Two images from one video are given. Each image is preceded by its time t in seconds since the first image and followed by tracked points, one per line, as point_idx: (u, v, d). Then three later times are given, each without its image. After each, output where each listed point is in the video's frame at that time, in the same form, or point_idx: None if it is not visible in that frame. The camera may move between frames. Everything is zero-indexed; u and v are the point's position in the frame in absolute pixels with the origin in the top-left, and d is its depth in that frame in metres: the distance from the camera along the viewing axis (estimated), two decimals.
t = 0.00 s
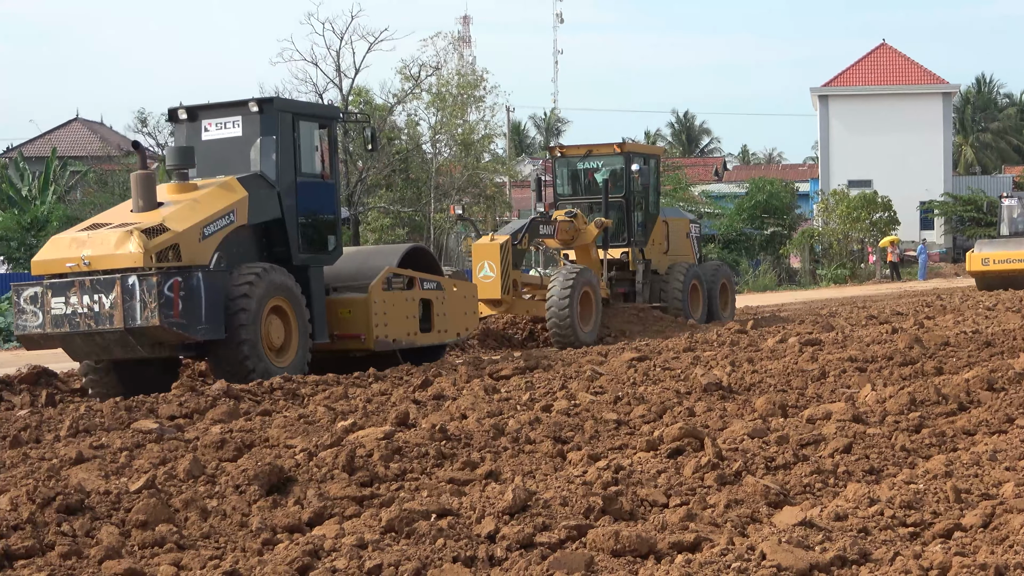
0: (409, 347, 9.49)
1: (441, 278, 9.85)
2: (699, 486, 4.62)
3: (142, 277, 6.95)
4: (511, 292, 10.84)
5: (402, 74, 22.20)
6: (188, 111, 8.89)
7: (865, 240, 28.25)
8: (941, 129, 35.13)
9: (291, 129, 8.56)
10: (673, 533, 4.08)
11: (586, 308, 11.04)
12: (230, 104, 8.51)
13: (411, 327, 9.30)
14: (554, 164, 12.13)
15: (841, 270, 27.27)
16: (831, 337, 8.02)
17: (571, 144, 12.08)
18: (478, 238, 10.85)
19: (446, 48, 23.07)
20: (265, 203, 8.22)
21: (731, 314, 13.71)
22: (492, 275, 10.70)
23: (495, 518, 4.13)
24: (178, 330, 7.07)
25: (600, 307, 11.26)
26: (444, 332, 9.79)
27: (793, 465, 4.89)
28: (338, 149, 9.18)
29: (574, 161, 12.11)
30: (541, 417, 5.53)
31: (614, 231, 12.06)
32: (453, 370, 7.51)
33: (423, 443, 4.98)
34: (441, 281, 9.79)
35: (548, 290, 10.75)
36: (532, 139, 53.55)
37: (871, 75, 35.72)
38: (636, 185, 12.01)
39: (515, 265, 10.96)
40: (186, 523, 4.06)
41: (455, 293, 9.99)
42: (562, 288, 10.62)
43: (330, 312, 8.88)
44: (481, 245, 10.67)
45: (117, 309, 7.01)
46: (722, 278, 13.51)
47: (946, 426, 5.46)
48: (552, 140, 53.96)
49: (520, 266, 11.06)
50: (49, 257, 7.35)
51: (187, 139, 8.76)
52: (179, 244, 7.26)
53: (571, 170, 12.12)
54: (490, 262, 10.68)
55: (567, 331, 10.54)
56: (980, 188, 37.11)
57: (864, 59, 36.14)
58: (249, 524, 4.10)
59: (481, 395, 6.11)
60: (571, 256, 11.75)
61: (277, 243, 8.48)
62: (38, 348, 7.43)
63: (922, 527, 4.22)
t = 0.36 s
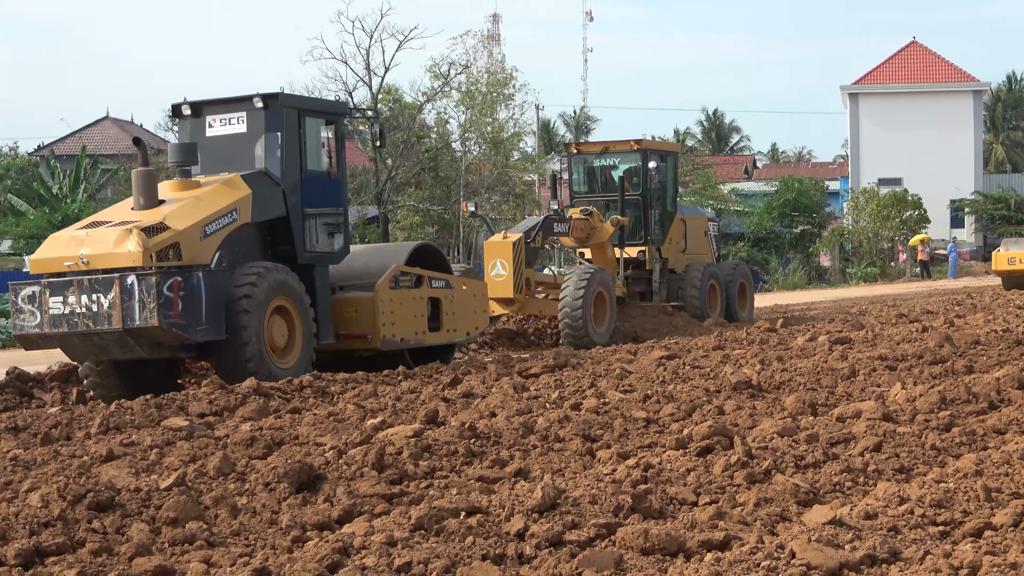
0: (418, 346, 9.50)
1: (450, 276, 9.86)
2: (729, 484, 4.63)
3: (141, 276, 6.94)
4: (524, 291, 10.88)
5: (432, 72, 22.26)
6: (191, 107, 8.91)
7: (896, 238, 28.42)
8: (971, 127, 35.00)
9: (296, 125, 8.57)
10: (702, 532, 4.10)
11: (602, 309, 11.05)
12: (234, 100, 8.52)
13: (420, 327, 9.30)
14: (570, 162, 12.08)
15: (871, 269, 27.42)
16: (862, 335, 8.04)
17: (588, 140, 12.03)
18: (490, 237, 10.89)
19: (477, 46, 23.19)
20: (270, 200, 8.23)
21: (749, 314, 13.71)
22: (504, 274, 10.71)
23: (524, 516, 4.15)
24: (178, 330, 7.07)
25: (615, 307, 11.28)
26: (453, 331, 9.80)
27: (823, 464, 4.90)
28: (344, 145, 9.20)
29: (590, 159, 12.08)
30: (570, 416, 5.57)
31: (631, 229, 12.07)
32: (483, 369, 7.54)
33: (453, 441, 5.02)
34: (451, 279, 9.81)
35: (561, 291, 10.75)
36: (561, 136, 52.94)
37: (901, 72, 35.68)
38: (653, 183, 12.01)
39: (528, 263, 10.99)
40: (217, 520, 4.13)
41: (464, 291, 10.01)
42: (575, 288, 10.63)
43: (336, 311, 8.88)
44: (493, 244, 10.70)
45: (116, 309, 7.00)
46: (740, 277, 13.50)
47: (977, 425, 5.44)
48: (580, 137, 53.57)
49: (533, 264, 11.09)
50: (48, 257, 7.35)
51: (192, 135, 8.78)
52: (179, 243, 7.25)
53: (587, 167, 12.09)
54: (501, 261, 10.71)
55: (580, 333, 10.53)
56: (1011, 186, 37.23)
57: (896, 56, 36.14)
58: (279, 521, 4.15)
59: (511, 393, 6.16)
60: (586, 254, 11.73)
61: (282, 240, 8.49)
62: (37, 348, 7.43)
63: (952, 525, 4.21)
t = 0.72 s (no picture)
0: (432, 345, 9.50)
1: (466, 274, 9.87)
2: (766, 482, 4.64)
3: (151, 273, 6.95)
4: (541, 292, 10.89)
5: (470, 69, 22.45)
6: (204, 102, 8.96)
7: (934, 236, 28.68)
8: (1009, 124, 34.95)
9: (309, 120, 8.59)
10: (740, 529, 4.12)
11: (620, 307, 11.06)
12: (246, 95, 8.56)
13: (434, 325, 9.28)
14: (591, 159, 12.23)
15: (909, 265, 27.87)
16: (900, 334, 8.06)
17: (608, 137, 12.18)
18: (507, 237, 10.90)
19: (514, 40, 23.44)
20: (282, 195, 8.25)
21: (774, 312, 13.74)
22: (520, 274, 10.74)
23: (561, 513, 4.18)
24: (187, 328, 7.07)
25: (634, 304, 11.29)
26: (468, 330, 9.79)
27: (861, 462, 4.91)
28: (358, 141, 9.21)
29: (610, 155, 12.21)
30: (607, 413, 5.62)
31: (652, 227, 12.11)
32: (513, 368, 7.62)
33: (489, 438, 5.07)
34: (466, 278, 9.80)
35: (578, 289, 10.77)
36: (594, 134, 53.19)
37: (937, 68, 35.65)
38: (674, 179, 12.07)
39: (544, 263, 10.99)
40: (255, 516, 4.19)
41: (481, 289, 10.01)
42: (592, 286, 10.65)
43: (348, 309, 8.86)
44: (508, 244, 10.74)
45: (124, 307, 7.00)
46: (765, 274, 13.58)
47: (1017, 423, 5.41)
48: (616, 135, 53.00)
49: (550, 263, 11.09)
50: (54, 252, 7.33)
51: (204, 130, 8.84)
52: (190, 239, 7.22)
53: (608, 164, 12.21)
54: (517, 261, 10.72)
55: (598, 331, 10.55)
56: None
57: (937, 52, 36.10)
58: (317, 518, 4.20)
59: (547, 391, 6.22)
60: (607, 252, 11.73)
61: (295, 237, 8.50)
62: (44, 347, 7.45)
63: (992, 524, 4.22)
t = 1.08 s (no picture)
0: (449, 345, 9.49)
1: (484, 273, 9.85)
2: (806, 480, 4.74)
3: (158, 273, 6.95)
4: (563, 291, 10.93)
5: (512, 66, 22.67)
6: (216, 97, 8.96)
7: (975, 233, 28.65)
8: None
9: (322, 116, 8.56)
10: (780, 527, 4.21)
11: (643, 303, 11.05)
12: (259, 90, 8.53)
13: (451, 325, 9.28)
14: (618, 155, 12.33)
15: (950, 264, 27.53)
16: (942, 331, 8.12)
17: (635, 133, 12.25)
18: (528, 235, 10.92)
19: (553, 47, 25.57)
20: (294, 193, 8.23)
21: (803, 310, 13.93)
22: (542, 272, 10.75)
23: (601, 511, 4.29)
24: (195, 329, 7.06)
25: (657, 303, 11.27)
26: (486, 330, 9.78)
27: (902, 460, 4.99)
28: (373, 137, 9.17)
29: (637, 152, 12.29)
30: (647, 411, 5.67)
31: (679, 222, 12.16)
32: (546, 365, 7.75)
33: (529, 435, 5.14)
34: (484, 276, 9.79)
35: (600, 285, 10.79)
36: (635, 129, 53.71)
37: (980, 65, 35.71)
38: (700, 176, 12.11)
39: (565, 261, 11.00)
40: (295, 513, 4.31)
41: (499, 288, 10.00)
42: (615, 282, 10.65)
43: (363, 308, 8.86)
44: (530, 242, 10.77)
45: (130, 307, 7.01)
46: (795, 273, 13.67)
47: None
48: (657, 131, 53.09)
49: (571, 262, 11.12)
50: (61, 251, 7.39)
51: (216, 125, 8.83)
52: (198, 239, 7.23)
53: (635, 160, 12.30)
54: (538, 259, 10.73)
55: (620, 326, 10.55)
56: None
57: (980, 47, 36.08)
58: (357, 515, 4.31)
59: (588, 388, 6.29)
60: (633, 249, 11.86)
61: (308, 236, 8.49)
62: (52, 347, 7.49)
63: None
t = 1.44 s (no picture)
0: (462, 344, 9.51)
1: (498, 270, 9.86)
2: (843, 477, 4.92)
3: (160, 270, 6.95)
4: (581, 289, 11.04)
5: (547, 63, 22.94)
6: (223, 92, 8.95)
7: (1013, 230, 28.42)
8: None
9: (330, 110, 8.55)
10: (817, 524, 4.36)
11: (663, 303, 11.06)
12: (266, 84, 8.52)
13: (463, 323, 9.28)
14: (640, 151, 12.33)
15: (988, 261, 27.67)
16: (980, 329, 8.49)
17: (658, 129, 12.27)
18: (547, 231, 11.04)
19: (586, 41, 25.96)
20: (302, 188, 8.20)
21: (830, 309, 14.03)
22: (560, 270, 10.87)
23: (638, 508, 4.47)
24: (198, 326, 7.07)
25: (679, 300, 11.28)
26: (499, 329, 9.79)
27: (938, 458, 5.18)
28: (382, 131, 9.16)
29: (660, 147, 12.30)
30: (682, 408, 5.99)
31: (703, 219, 12.30)
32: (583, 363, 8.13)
33: (565, 432, 5.44)
34: (497, 274, 9.80)
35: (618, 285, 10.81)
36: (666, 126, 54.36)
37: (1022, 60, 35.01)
38: (724, 172, 12.20)
39: (585, 258, 11.11)
40: (332, 509, 4.51)
41: (513, 286, 10.01)
42: (634, 282, 10.67)
43: (373, 306, 8.84)
44: (548, 239, 10.89)
45: (132, 305, 7.02)
46: (819, 271, 13.73)
47: None
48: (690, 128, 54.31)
49: (591, 259, 11.22)
50: (63, 247, 7.39)
51: (223, 121, 8.81)
52: (202, 234, 7.20)
53: (657, 156, 12.31)
54: (557, 257, 10.84)
55: (638, 329, 10.57)
56: None
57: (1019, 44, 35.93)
58: (394, 511, 4.50)
59: (623, 386, 6.72)
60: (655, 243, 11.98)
61: (316, 232, 8.47)
62: (54, 345, 7.48)
63: None
